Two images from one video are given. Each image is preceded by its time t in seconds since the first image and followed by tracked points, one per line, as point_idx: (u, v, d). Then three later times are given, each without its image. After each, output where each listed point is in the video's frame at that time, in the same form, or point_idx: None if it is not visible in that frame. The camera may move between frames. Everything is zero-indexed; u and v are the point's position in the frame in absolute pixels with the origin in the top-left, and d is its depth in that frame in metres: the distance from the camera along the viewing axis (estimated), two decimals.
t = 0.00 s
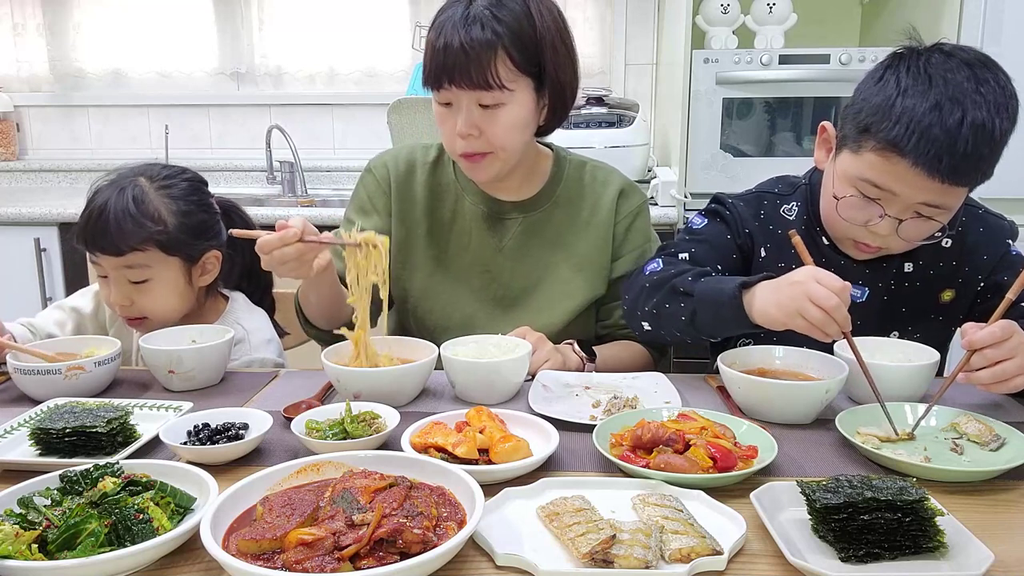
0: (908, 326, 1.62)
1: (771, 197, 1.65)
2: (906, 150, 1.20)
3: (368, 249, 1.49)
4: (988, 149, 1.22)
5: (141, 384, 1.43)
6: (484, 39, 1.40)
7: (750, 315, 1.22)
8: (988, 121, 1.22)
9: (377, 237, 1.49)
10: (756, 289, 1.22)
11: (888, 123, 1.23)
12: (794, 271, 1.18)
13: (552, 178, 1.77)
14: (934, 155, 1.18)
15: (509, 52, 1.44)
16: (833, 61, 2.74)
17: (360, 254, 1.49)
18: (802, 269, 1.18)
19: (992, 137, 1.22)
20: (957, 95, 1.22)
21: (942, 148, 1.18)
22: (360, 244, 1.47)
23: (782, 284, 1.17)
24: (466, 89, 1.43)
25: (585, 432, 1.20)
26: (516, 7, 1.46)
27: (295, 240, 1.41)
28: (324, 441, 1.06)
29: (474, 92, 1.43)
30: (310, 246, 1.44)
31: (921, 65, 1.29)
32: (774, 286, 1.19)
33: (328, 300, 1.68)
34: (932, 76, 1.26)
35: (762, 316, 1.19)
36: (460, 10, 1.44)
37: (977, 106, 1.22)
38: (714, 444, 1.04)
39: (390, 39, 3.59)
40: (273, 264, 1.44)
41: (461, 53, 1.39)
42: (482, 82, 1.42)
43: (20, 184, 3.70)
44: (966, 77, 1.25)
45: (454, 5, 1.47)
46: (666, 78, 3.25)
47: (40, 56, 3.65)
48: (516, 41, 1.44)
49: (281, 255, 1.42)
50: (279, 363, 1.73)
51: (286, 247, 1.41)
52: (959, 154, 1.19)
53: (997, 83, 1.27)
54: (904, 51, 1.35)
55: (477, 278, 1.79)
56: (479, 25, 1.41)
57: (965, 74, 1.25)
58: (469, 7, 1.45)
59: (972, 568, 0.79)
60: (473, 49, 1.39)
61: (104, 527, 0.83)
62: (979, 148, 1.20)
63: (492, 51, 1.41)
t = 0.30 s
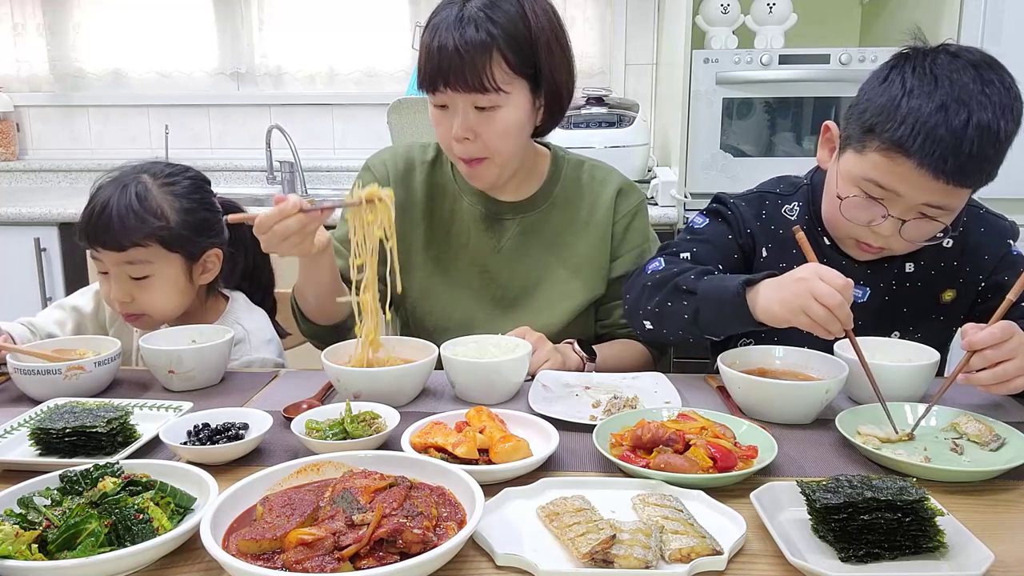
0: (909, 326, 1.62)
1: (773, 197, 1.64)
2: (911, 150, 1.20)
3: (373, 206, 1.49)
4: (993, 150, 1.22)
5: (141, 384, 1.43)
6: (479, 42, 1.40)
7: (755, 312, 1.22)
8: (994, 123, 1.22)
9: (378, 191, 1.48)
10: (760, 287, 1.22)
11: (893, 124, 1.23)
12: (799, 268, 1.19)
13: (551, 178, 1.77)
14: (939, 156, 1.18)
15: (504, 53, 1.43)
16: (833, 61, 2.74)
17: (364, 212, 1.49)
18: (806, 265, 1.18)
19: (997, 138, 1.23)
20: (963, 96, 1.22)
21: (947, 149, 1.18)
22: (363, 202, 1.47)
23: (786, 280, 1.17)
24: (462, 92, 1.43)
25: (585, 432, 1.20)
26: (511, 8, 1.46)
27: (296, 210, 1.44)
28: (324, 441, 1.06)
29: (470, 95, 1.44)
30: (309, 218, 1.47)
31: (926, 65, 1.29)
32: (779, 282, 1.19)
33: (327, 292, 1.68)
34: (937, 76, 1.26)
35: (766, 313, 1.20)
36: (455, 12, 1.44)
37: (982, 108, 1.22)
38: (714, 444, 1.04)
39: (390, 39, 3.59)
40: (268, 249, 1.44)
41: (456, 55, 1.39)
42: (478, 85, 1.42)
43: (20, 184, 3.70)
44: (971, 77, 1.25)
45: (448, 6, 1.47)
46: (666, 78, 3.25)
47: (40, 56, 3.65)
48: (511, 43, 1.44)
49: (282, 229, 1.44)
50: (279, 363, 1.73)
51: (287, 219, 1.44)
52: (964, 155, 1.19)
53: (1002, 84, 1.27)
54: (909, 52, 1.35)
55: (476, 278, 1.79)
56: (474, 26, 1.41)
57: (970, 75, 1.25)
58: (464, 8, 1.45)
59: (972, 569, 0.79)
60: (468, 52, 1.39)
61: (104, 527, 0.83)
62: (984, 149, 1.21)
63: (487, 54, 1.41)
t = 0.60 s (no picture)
0: (909, 326, 1.62)
1: (773, 197, 1.64)
2: (913, 150, 1.20)
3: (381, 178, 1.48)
4: (995, 150, 1.22)
5: (142, 384, 1.43)
6: (475, 46, 1.40)
7: (756, 313, 1.22)
8: (995, 123, 1.22)
9: (385, 164, 1.47)
10: (760, 287, 1.22)
11: (895, 124, 1.23)
12: (801, 267, 1.18)
13: (549, 176, 1.77)
14: (941, 156, 1.18)
15: (500, 57, 1.43)
16: (833, 62, 2.74)
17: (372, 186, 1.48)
18: (808, 265, 1.18)
19: (999, 138, 1.23)
20: (965, 96, 1.22)
21: (949, 150, 1.18)
22: (370, 175, 1.46)
23: (787, 280, 1.17)
24: (459, 97, 1.43)
25: (585, 432, 1.20)
26: (507, 10, 1.45)
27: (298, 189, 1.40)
28: (324, 441, 1.06)
29: (467, 100, 1.43)
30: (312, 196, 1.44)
31: (928, 65, 1.29)
32: (784, 279, 1.19)
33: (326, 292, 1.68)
34: (939, 77, 1.26)
35: (767, 313, 1.20)
36: (451, 15, 1.44)
37: (984, 109, 1.22)
38: (714, 444, 1.04)
39: (390, 39, 3.59)
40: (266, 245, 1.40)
41: (452, 59, 1.39)
42: (475, 89, 1.42)
43: (20, 184, 3.70)
44: (973, 78, 1.25)
45: (444, 9, 1.47)
46: (666, 78, 3.25)
47: (40, 56, 3.65)
48: (507, 45, 1.44)
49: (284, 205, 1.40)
50: (278, 363, 1.73)
51: (289, 197, 1.40)
52: (966, 155, 1.19)
53: (1004, 85, 1.27)
54: (910, 52, 1.35)
55: (474, 278, 1.79)
56: (470, 29, 1.41)
57: (972, 75, 1.25)
58: (459, 11, 1.44)
59: (972, 569, 0.79)
60: (464, 56, 1.39)
61: (104, 527, 0.83)
62: (986, 149, 1.21)
63: (483, 58, 1.41)
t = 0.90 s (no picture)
0: (909, 327, 1.62)
1: (773, 197, 1.64)
2: (912, 151, 1.20)
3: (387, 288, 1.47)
4: (994, 151, 1.23)
5: (142, 384, 1.43)
6: (475, 50, 1.40)
7: (760, 313, 1.22)
8: (995, 124, 1.22)
9: (393, 275, 1.46)
10: (764, 288, 1.22)
11: (895, 125, 1.23)
12: (803, 268, 1.19)
13: (547, 179, 1.76)
14: (940, 157, 1.18)
15: (499, 61, 1.43)
16: (833, 62, 2.74)
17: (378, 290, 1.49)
18: (810, 266, 1.18)
19: (998, 139, 1.23)
20: (965, 97, 1.22)
21: (948, 151, 1.18)
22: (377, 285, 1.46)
23: (790, 281, 1.17)
24: (457, 102, 1.43)
25: (585, 432, 1.20)
26: (506, 14, 1.45)
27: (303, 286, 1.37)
28: (324, 441, 1.06)
29: (465, 104, 1.43)
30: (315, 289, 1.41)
31: (928, 66, 1.29)
32: (784, 281, 1.19)
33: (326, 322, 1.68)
34: (939, 78, 1.26)
35: (770, 314, 1.19)
36: (449, 18, 1.43)
37: (984, 109, 1.22)
38: (714, 444, 1.04)
39: (390, 39, 3.59)
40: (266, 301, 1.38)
41: (451, 64, 1.39)
42: (473, 94, 1.42)
43: (20, 184, 3.70)
44: (973, 79, 1.25)
45: (443, 11, 1.46)
46: (666, 78, 3.25)
47: (40, 56, 3.65)
48: (506, 50, 1.43)
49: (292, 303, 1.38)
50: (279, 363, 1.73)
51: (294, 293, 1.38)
52: (966, 156, 1.19)
53: (1004, 85, 1.27)
54: (910, 52, 1.36)
55: (473, 283, 1.79)
56: (469, 33, 1.40)
57: (972, 76, 1.25)
58: (458, 14, 1.44)
59: (972, 568, 0.79)
60: (463, 61, 1.39)
61: (105, 527, 0.83)
62: (985, 150, 1.21)
63: (483, 62, 1.40)
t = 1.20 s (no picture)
0: (909, 327, 1.62)
1: (773, 197, 1.64)
2: (911, 151, 1.20)
3: (392, 249, 1.52)
4: (993, 151, 1.23)
5: (141, 384, 1.43)
6: (456, 51, 1.37)
7: (766, 319, 1.22)
8: (994, 124, 1.22)
9: (394, 234, 1.52)
10: (770, 293, 1.22)
11: (894, 124, 1.23)
12: (808, 274, 1.19)
13: (535, 188, 1.75)
14: (939, 157, 1.18)
15: (482, 63, 1.40)
16: (833, 62, 2.74)
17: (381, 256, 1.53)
18: (816, 271, 1.18)
19: (998, 139, 1.23)
20: (964, 97, 1.22)
21: (947, 151, 1.18)
22: (383, 249, 1.50)
23: (797, 286, 1.17)
24: (438, 104, 1.38)
25: (585, 432, 1.20)
26: (490, 17, 1.43)
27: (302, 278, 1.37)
28: (324, 441, 1.06)
29: (447, 107, 1.39)
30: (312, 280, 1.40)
31: (927, 66, 1.29)
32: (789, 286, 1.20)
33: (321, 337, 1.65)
34: (938, 78, 1.26)
35: (777, 319, 1.19)
36: (431, 19, 1.41)
37: (983, 109, 1.22)
38: (714, 444, 1.04)
39: (390, 39, 3.59)
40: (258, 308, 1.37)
41: (432, 64, 1.35)
42: (455, 96, 1.38)
43: (20, 184, 3.71)
44: (972, 79, 1.25)
45: (426, 13, 1.44)
46: (666, 78, 3.25)
47: (40, 56, 3.65)
48: (489, 52, 1.41)
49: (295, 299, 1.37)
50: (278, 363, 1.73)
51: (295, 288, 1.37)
52: (965, 156, 1.19)
53: (1003, 85, 1.27)
54: (909, 52, 1.36)
55: (466, 296, 1.78)
56: (451, 34, 1.38)
57: (971, 76, 1.25)
58: (441, 15, 1.42)
59: (972, 569, 0.79)
60: (444, 62, 1.35)
61: (105, 527, 0.83)
62: (984, 150, 1.21)
63: (464, 64, 1.37)
